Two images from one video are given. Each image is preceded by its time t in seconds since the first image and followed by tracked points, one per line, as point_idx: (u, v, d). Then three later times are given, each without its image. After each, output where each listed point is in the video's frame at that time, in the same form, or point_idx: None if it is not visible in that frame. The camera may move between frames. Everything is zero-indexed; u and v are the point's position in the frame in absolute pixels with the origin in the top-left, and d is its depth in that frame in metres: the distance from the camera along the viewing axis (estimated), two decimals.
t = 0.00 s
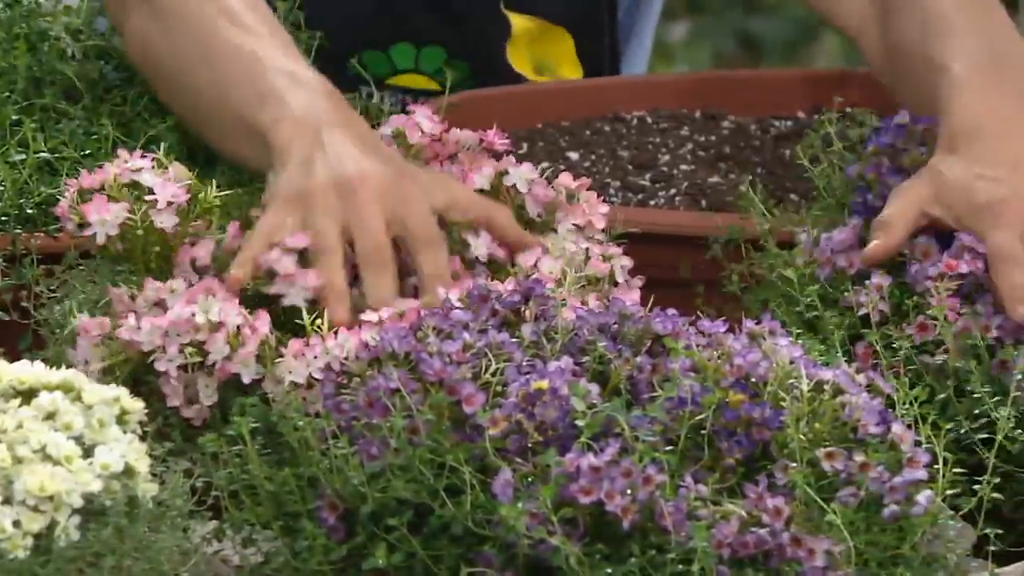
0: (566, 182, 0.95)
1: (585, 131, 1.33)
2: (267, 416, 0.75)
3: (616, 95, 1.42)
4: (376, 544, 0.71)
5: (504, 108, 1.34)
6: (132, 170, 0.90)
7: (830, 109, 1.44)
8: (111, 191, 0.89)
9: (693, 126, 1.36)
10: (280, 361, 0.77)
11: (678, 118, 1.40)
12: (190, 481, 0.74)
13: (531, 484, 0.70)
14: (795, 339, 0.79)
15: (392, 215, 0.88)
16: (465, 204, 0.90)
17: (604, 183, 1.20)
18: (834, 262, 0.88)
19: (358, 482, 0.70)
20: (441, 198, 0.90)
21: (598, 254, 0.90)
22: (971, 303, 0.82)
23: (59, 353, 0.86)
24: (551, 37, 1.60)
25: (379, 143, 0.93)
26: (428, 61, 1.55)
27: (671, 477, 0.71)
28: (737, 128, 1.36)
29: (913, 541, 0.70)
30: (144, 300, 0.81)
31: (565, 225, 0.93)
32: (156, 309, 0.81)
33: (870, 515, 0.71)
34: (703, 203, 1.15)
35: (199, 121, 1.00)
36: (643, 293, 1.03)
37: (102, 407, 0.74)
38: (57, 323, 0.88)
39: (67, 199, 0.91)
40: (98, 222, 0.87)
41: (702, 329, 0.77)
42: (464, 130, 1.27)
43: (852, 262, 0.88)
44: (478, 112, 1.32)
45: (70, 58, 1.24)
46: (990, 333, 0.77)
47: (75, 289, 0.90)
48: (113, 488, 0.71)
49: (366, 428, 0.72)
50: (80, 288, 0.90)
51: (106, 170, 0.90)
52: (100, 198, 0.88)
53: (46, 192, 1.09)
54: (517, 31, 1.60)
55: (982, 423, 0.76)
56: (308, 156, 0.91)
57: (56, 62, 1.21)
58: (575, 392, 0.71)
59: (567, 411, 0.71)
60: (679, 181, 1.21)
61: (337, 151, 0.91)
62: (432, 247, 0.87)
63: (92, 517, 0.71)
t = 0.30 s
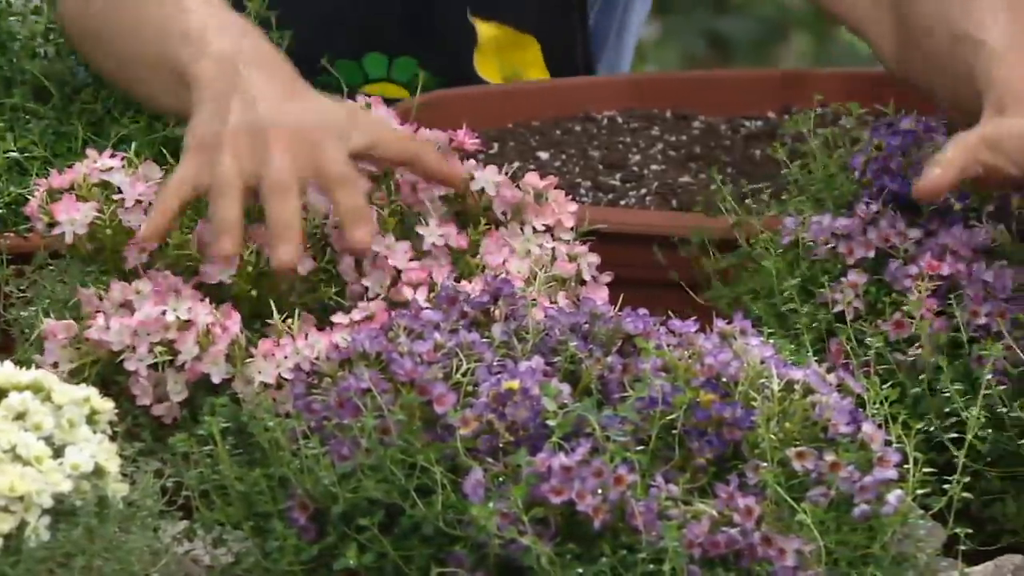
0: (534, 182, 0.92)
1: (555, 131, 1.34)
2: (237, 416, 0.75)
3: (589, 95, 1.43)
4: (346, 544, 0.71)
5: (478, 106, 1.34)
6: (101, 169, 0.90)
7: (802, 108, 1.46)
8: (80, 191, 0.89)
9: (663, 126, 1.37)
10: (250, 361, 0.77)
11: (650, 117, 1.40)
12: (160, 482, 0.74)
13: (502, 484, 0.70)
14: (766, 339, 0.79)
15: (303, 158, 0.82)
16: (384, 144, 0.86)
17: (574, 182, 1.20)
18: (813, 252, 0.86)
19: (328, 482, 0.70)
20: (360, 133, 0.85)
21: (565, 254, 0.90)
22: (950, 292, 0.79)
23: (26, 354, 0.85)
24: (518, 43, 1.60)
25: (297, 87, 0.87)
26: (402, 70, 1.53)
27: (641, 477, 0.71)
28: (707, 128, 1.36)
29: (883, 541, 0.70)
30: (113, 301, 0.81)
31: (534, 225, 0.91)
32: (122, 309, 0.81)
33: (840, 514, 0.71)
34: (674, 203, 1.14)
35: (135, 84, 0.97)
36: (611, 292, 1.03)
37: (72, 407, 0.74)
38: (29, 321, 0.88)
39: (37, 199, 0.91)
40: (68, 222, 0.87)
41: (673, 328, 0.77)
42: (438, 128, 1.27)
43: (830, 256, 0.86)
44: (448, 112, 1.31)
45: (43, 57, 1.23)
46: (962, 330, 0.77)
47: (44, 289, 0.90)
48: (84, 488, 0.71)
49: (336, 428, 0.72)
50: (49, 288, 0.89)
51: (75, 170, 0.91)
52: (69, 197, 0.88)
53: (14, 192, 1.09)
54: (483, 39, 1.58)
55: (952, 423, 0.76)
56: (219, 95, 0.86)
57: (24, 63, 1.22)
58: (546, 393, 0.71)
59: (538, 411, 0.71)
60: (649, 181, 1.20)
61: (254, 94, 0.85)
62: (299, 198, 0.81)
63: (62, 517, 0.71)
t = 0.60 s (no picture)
0: (505, 181, 0.91)
1: (527, 131, 1.34)
2: (208, 416, 0.75)
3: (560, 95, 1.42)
4: (318, 545, 0.71)
5: (452, 104, 1.34)
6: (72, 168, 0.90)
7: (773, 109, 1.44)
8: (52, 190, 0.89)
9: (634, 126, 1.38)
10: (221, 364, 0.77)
11: (621, 117, 1.40)
12: (131, 482, 0.74)
13: (474, 484, 0.70)
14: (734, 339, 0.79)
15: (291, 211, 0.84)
16: (375, 188, 0.86)
17: (544, 182, 1.20)
18: (783, 252, 0.85)
19: (299, 482, 0.70)
20: (349, 179, 0.86)
21: (536, 253, 0.89)
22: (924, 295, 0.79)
23: None
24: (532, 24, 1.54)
25: (292, 115, 0.88)
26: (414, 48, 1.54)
27: (612, 477, 0.71)
28: (678, 128, 1.36)
29: (855, 540, 0.70)
30: (83, 302, 0.81)
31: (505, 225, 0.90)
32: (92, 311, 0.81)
33: (812, 514, 0.71)
34: (643, 203, 1.15)
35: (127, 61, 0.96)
36: (583, 292, 1.03)
37: (42, 407, 0.74)
38: None
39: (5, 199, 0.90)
40: (42, 222, 0.86)
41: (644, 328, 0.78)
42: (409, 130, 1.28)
43: (802, 255, 0.86)
44: (418, 110, 1.31)
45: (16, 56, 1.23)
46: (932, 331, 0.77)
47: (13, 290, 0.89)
48: (54, 488, 0.70)
49: (307, 428, 0.71)
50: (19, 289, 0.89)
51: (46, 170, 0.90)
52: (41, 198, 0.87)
53: None
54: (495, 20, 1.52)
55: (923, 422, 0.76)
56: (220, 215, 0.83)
57: None
58: (517, 392, 0.72)
59: (509, 411, 0.71)
60: (620, 181, 1.21)
61: (245, 125, 0.86)
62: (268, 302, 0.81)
63: (31, 518, 0.71)
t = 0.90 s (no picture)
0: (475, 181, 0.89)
1: (496, 130, 1.34)
2: (178, 416, 0.75)
3: (528, 94, 1.42)
4: (287, 545, 0.71)
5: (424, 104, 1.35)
6: (39, 167, 0.89)
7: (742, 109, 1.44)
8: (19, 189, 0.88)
9: (603, 126, 1.37)
10: (191, 362, 0.77)
11: (590, 117, 1.39)
12: (101, 482, 0.73)
13: (444, 484, 0.70)
14: (705, 339, 0.79)
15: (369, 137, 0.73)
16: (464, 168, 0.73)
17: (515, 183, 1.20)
18: (754, 252, 0.85)
19: (269, 482, 0.69)
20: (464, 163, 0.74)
21: (506, 253, 0.87)
22: (893, 296, 0.80)
23: None
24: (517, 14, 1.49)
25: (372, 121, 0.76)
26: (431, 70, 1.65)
27: (583, 477, 0.71)
28: (648, 128, 1.36)
29: (824, 540, 0.70)
30: (53, 301, 0.80)
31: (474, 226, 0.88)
32: (62, 309, 0.80)
33: (781, 514, 0.71)
34: (613, 203, 1.15)
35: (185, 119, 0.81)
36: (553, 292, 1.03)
37: (11, 407, 0.73)
38: None
39: None
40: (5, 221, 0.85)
41: (614, 328, 0.78)
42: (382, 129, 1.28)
43: (774, 254, 0.85)
44: (391, 111, 1.32)
45: None
46: (902, 328, 0.77)
47: None
48: (22, 489, 0.70)
49: (277, 428, 0.71)
50: None
51: (12, 170, 0.89)
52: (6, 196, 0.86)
53: None
54: (477, 4, 1.49)
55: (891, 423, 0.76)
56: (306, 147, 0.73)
57: None
58: (488, 392, 0.71)
59: (479, 411, 0.71)
60: (589, 181, 1.21)
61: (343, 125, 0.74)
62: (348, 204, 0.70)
63: None
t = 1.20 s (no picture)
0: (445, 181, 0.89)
1: (467, 131, 1.37)
2: (149, 416, 0.75)
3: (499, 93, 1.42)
4: (257, 545, 0.71)
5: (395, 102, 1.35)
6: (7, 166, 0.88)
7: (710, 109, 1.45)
8: None
9: (573, 125, 1.41)
10: (161, 361, 0.76)
11: (558, 117, 1.43)
12: (71, 482, 0.73)
13: (415, 484, 0.70)
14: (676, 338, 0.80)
15: (324, 139, 0.74)
16: (420, 143, 0.76)
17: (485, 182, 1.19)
18: (724, 252, 0.85)
19: (239, 483, 0.69)
20: (403, 132, 0.75)
21: (477, 251, 0.89)
22: (865, 295, 0.80)
23: None
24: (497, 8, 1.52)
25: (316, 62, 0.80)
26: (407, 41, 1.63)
27: (554, 477, 0.71)
28: (618, 129, 1.38)
29: (794, 538, 0.70)
30: (22, 299, 0.79)
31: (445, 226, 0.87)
32: (31, 309, 0.79)
33: (752, 513, 0.71)
34: (585, 203, 1.15)
35: (111, 55, 0.87)
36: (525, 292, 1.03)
37: None
38: None
39: None
40: None
41: (585, 328, 0.78)
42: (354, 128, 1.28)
43: (744, 255, 0.86)
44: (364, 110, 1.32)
45: None
46: (873, 327, 0.77)
47: None
48: None
49: (248, 428, 0.71)
50: None
51: None
52: None
53: None
54: None
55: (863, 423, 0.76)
56: (261, 80, 0.76)
57: None
58: (458, 392, 0.71)
59: (450, 411, 0.71)
60: (561, 181, 1.21)
61: (291, 73, 0.76)
62: (311, 172, 0.73)
63: None
